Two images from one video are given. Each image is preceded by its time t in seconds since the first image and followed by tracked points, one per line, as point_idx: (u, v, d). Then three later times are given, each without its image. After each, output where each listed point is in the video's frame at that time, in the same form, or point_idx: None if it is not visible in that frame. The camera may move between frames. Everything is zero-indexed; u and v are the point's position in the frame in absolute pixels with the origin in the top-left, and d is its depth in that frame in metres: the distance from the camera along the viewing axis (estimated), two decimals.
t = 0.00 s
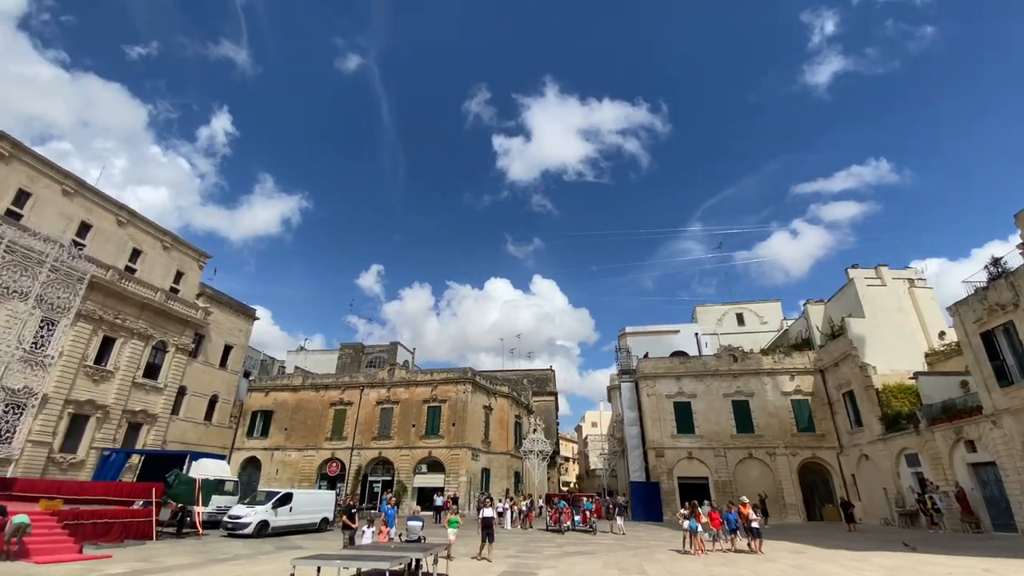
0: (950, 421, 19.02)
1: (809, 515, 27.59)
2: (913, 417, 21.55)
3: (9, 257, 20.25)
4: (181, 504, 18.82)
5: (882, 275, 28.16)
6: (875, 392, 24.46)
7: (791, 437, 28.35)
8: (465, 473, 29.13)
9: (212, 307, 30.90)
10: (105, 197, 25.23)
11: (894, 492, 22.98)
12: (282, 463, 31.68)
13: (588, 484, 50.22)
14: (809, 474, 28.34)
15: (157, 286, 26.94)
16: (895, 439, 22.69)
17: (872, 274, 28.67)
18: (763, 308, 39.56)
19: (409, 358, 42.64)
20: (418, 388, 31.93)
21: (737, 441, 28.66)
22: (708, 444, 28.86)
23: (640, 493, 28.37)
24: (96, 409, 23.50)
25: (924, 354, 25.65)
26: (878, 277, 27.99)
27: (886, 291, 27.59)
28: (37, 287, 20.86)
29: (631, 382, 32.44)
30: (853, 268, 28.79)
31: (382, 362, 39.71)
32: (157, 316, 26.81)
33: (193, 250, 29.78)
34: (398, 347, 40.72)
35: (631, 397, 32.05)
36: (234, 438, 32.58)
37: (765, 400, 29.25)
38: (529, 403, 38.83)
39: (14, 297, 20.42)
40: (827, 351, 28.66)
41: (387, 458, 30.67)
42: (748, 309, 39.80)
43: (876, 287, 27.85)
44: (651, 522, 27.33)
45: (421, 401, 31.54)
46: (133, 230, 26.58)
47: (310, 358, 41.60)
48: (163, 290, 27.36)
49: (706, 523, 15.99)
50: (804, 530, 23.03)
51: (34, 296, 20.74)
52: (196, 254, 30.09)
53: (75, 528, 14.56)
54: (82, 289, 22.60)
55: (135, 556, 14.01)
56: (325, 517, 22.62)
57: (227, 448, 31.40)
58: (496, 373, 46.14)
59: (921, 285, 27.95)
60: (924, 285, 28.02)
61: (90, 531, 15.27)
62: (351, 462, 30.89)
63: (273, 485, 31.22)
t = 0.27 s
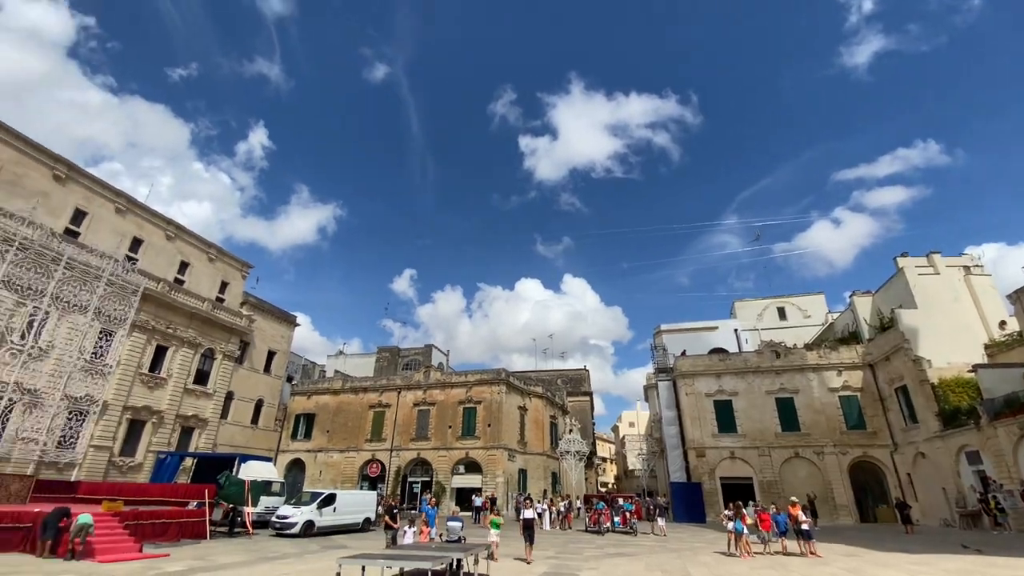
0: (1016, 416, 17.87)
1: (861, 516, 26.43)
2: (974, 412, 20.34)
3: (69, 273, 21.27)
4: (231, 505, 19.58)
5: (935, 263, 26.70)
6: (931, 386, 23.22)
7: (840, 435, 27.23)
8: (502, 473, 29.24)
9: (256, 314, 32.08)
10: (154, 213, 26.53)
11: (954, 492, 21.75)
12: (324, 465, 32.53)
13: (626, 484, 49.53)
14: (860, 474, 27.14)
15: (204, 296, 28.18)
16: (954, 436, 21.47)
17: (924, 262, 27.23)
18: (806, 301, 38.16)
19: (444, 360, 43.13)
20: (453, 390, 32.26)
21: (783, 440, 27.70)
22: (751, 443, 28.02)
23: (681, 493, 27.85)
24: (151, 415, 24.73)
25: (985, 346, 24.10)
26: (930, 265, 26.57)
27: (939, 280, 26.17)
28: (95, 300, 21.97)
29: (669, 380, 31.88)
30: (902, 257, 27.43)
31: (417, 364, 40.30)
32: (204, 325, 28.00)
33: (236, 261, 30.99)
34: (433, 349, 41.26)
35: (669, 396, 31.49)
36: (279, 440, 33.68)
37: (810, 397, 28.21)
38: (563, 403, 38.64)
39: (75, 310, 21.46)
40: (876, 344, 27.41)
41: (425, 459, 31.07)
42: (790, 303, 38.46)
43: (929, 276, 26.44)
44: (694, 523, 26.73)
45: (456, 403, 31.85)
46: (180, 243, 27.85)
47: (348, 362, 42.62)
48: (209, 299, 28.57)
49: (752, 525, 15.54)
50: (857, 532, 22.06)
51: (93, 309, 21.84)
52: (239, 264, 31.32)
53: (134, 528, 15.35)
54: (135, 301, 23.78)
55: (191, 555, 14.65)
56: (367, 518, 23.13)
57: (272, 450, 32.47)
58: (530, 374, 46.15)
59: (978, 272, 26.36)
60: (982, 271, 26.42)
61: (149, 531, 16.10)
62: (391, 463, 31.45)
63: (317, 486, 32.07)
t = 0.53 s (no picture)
0: None
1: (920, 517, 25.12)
2: None
3: (125, 286, 22.34)
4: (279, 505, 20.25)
5: (993, 248, 25.12)
6: (993, 379, 21.85)
7: (893, 432, 25.97)
8: (540, 474, 29.20)
9: (297, 321, 33.13)
10: (200, 227, 27.77)
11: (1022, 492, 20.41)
12: (366, 466, 33.24)
13: (667, 485, 48.61)
14: (917, 472, 25.81)
15: (248, 305, 29.31)
16: (1021, 432, 20.14)
17: (981, 248, 25.67)
18: (853, 293, 36.56)
19: (479, 361, 43.43)
20: (489, 391, 32.44)
21: (832, 439, 26.62)
22: (798, 442, 27.04)
23: (725, 493, 27.02)
24: (203, 419, 25.89)
25: None
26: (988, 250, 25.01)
27: (999, 266, 24.60)
28: (149, 311, 23.07)
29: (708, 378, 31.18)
30: (957, 243, 25.95)
31: (452, 366, 40.73)
32: (250, 332, 29.11)
33: (277, 269, 32.11)
34: (467, 351, 41.60)
35: (709, 394, 30.79)
36: (323, 442, 34.64)
37: (860, 393, 27.02)
38: (600, 403, 38.29)
39: (131, 321, 22.54)
40: (931, 336, 26.01)
41: (463, 460, 31.34)
42: (835, 295, 36.94)
43: (987, 262, 24.91)
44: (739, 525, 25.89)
45: (492, 403, 32.01)
46: (225, 255, 29.05)
47: (386, 365, 43.48)
48: (253, 308, 29.70)
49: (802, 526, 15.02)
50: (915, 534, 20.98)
51: (147, 320, 22.93)
52: (280, 273, 32.43)
53: (190, 528, 16.15)
54: (185, 311, 24.91)
55: (243, 553, 15.24)
56: (409, 518, 23.51)
57: (316, 452, 33.42)
58: (565, 374, 45.93)
59: None
60: None
61: (203, 531, 16.86)
62: (430, 464, 31.85)
63: (359, 487, 32.78)
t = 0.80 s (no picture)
0: None
1: (985, 518, 23.63)
2: None
3: (177, 298, 23.40)
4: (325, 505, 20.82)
5: None
6: None
7: (953, 428, 24.57)
8: (579, 474, 29.04)
9: (336, 326, 34.04)
10: (243, 239, 28.90)
11: None
12: (406, 467, 33.79)
13: (710, 485, 47.40)
14: (980, 470, 24.33)
15: (290, 312, 30.31)
16: None
17: None
18: (904, 283, 34.80)
19: (513, 362, 43.55)
20: (524, 392, 32.48)
21: (886, 436, 25.40)
22: (849, 440, 25.93)
23: (771, 494, 26.17)
24: (251, 423, 26.94)
25: None
26: None
27: None
28: (199, 321, 24.10)
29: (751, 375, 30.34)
30: (1017, 227, 24.37)
31: (487, 367, 40.96)
32: (292, 338, 30.09)
33: (316, 277, 33.09)
34: (501, 352, 41.76)
35: (752, 392, 29.94)
36: (364, 444, 35.43)
37: (916, 388, 25.70)
38: (638, 402, 37.74)
39: (183, 330, 23.60)
40: (992, 326, 24.49)
41: (501, 460, 31.45)
42: (885, 286, 35.25)
43: None
44: (788, 527, 25.05)
45: (528, 404, 32.02)
46: (267, 264, 30.13)
47: (422, 367, 44.13)
48: (295, 314, 30.69)
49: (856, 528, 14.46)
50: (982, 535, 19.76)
51: (197, 328, 23.97)
52: (319, 280, 33.42)
53: (242, 528, 16.80)
54: (232, 320, 25.93)
55: (292, 552, 15.75)
56: (449, 518, 23.78)
57: (358, 453, 34.22)
58: (601, 373, 45.50)
59: None
60: None
61: (254, 531, 17.53)
62: (469, 464, 32.09)
63: (400, 488, 33.34)
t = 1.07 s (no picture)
0: None
1: None
2: None
3: (224, 307, 24.41)
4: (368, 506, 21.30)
5: None
6: None
7: (1020, 423, 23.04)
8: (618, 475, 28.71)
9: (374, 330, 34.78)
10: (283, 248, 29.90)
11: None
12: (445, 467, 34.15)
13: (755, 485, 45.98)
14: None
15: (330, 317, 31.16)
16: None
17: None
18: (960, 270, 32.87)
19: (547, 362, 43.46)
20: (559, 392, 32.34)
21: (945, 433, 24.06)
22: (904, 437, 24.66)
23: (822, 495, 25.22)
24: (296, 426, 27.83)
25: None
26: None
27: None
28: (245, 328, 25.05)
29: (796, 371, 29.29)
30: None
31: (521, 368, 40.97)
32: (332, 343, 30.92)
33: (353, 283, 33.91)
34: (535, 352, 41.71)
35: (798, 389, 28.89)
36: (404, 446, 36.03)
37: (977, 381, 24.23)
38: (677, 401, 37.00)
39: (231, 338, 24.60)
40: None
41: (539, 461, 31.39)
42: (938, 274, 33.40)
43: None
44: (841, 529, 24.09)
45: (564, 404, 31.87)
46: (306, 272, 31.08)
47: (457, 369, 44.55)
48: (335, 320, 31.54)
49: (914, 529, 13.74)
50: None
51: (244, 336, 24.92)
52: (356, 286, 34.24)
53: (291, 528, 17.39)
54: (276, 327, 26.85)
55: (338, 551, 16.16)
56: (489, 518, 23.92)
57: (398, 454, 34.82)
58: (638, 372, 44.83)
59: None
60: None
61: (302, 530, 18.11)
62: (506, 465, 32.18)
63: (440, 488, 33.71)
